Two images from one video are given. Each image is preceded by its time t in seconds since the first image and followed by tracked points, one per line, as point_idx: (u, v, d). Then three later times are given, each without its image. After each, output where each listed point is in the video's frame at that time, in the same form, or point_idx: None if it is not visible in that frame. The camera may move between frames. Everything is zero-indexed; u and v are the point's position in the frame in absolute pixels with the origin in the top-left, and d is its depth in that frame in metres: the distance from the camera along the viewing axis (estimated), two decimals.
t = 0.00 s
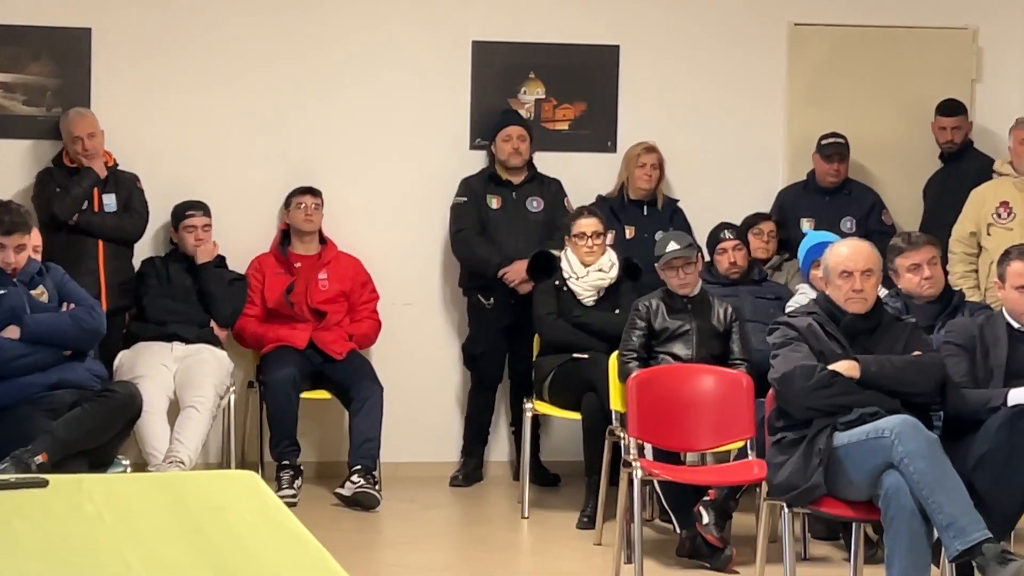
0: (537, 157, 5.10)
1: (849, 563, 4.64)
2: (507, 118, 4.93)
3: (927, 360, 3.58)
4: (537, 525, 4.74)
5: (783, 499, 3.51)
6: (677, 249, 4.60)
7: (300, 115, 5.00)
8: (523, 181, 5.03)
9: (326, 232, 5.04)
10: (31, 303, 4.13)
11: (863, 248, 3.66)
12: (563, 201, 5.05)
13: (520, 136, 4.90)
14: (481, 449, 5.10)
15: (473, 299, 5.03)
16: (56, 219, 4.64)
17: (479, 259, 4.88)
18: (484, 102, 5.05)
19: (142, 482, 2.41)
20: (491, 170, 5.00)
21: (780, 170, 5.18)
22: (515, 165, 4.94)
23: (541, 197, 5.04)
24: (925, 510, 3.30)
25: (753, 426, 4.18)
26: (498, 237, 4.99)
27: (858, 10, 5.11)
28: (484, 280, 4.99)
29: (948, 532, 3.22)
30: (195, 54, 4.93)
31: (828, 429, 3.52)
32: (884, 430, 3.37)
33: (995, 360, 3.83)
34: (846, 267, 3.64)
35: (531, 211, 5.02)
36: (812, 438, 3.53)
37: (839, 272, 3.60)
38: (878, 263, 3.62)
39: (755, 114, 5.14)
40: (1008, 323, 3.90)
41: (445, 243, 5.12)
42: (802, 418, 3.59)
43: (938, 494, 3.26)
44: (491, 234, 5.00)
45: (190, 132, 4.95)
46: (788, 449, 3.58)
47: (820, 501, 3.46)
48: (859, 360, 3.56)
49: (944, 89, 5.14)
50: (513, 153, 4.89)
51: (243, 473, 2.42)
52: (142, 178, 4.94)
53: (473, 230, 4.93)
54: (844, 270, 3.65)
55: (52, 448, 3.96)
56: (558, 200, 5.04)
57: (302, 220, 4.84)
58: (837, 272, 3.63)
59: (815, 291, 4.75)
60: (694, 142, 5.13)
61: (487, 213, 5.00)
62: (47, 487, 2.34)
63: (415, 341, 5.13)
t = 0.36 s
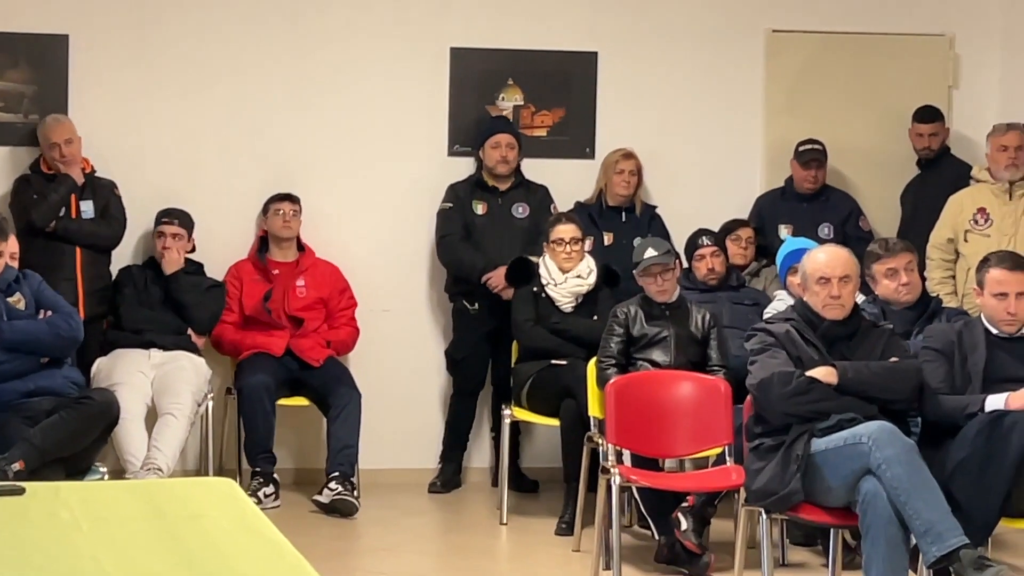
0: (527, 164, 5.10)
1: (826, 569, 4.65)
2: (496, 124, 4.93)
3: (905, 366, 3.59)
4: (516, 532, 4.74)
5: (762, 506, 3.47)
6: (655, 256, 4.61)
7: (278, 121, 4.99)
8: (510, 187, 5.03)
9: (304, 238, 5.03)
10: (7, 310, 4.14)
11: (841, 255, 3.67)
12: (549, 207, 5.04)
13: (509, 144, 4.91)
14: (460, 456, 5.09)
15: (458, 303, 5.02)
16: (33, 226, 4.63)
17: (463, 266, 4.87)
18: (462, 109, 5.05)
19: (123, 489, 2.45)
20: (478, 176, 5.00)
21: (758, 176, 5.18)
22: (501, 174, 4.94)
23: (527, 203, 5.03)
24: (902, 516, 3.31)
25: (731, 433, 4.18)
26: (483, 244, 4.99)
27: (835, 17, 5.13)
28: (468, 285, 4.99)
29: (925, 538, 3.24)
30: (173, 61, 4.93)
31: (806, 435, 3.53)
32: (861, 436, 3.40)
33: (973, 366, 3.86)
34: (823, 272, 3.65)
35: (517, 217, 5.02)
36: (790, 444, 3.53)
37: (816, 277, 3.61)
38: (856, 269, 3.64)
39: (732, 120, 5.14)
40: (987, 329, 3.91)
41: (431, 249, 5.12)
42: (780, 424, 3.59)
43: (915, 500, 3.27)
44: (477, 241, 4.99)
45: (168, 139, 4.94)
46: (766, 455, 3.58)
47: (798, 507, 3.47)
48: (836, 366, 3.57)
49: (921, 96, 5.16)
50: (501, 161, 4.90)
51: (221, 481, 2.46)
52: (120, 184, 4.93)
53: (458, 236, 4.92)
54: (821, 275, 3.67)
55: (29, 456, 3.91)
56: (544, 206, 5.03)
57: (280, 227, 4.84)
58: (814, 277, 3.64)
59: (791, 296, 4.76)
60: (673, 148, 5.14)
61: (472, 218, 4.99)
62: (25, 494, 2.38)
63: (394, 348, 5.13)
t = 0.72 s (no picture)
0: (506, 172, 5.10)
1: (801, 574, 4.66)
2: (478, 131, 4.92)
3: (879, 372, 3.63)
4: (493, 538, 4.74)
5: (738, 511, 3.53)
6: (633, 262, 4.63)
7: (254, 128, 4.99)
8: (489, 195, 5.02)
9: (280, 245, 5.03)
10: None
11: (816, 260, 3.70)
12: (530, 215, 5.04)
13: (492, 151, 4.89)
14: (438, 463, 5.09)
15: (435, 309, 5.02)
16: (8, 233, 4.62)
17: (441, 271, 4.89)
18: (439, 115, 5.05)
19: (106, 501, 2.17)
20: (458, 182, 5.01)
21: (735, 182, 5.19)
22: (484, 180, 4.94)
23: (507, 211, 5.03)
24: (878, 520, 3.34)
25: (707, 439, 4.22)
26: (462, 251, 5.00)
27: (811, 23, 5.14)
28: (446, 291, 4.99)
29: (901, 543, 3.28)
30: (149, 67, 4.92)
31: (782, 442, 3.54)
32: (836, 442, 3.41)
33: (948, 372, 3.88)
34: (798, 278, 3.68)
35: (496, 224, 5.02)
36: (766, 451, 3.55)
37: (792, 283, 3.65)
38: (831, 274, 3.67)
39: (708, 126, 5.15)
40: (962, 335, 3.93)
41: (410, 259, 5.13)
42: (755, 430, 3.63)
43: (890, 505, 3.31)
44: (455, 247, 5.00)
45: (145, 145, 4.93)
46: (742, 461, 3.62)
47: (774, 513, 3.50)
48: (811, 372, 3.60)
49: (897, 102, 5.18)
50: (483, 169, 4.89)
51: (199, 487, 2.23)
52: (96, 191, 4.92)
53: (437, 243, 4.94)
54: (796, 281, 3.70)
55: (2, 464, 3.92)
56: (524, 214, 5.03)
57: (257, 233, 4.84)
58: (790, 283, 3.68)
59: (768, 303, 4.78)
60: (649, 154, 5.14)
61: (451, 224, 5.00)
62: None
63: (372, 354, 5.12)
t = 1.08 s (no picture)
0: (466, 176, 5.10)
1: None
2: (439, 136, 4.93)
3: (855, 376, 3.65)
4: (468, 545, 4.73)
5: (713, 517, 3.57)
6: (609, 267, 4.64)
7: (230, 134, 4.98)
8: (450, 201, 5.03)
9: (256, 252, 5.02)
10: None
11: (790, 266, 3.72)
12: (489, 220, 5.06)
13: (453, 157, 4.91)
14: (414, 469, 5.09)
15: (398, 319, 5.01)
16: None
17: (407, 276, 4.87)
18: (414, 121, 5.05)
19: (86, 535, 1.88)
20: (418, 187, 5.01)
21: (710, 188, 5.20)
22: (444, 185, 4.94)
23: (468, 217, 5.04)
24: (852, 526, 3.36)
25: (683, 445, 4.21)
26: (424, 253, 4.99)
27: (786, 29, 5.15)
28: (410, 299, 5.00)
29: (876, 549, 3.27)
30: (124, 73, 4.91)
31: (756, 447, 3.58)
32: (812, 447, 3.45)
33: (922, 378, 3.89)
34: (773, 284, 3.71)
35: (459, 230, 5.02)
36: (741, 457, 3.59)
37: (766, 289, 3.68)
38: (805, 280, 3.70)
39: (684, 132, 5.16)
40: (936, 341, 3.93)
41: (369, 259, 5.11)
42: (730, 436, 3.65)
43: (864, 510, 3.32)
44: (418, 252, 4.99)
45: (120, 152, 4.93)
46: (717, 467, 3.64)
47: (748, 519, 3.54)
48: (786, 377, 3.62)
49: (872, 108, 5.20)
50: (445, 174, 4.90)
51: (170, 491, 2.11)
52: (71, 197, 4.91)
53: (401, 248, 4.93)
54: (771, 287, 3.73)
55: None
56: (485, 219, 5.05)
57: (231, 240, 4.83)
58: (764, 289, 3.71)
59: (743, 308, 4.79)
60: (625, 159, 5.15)
61: (414, 230, 4.99)
62: None
63: (347, 360, 5.12)
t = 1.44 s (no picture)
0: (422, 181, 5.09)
1: None
2: (394, 142, 4.91)
3: (827, 382, 3.67)
4: (442, 551, 4.73)
5: (687, 522, 3.60)
6: (582, 273, 4.64)
7: (204, 139, 4.98)
8: (409, 207, 5.01)
9: (230, 258, 5.02)
10: None
11: (764, 271, 3.73)
12: (449, 226, 5.06)
13: (412, 163, 4.89)
14: (390, 475, 5.09)
15: (366, 327, 5.00)
16: None
17: (373, 289, 4.87)
18: (388, 127, 5.05)
19: (81, 566, 1.50)
20: (377, 195, 4.98)
21: (684, 194, 5.21)
22: (403, 191, 4.92)
23: (429, 223, 5.03)
24: (824, 531, 3.41)
25: (656, 450, 4.23)
26: (387, 261, 4.98)
27: (760, 34, 5.17)
28: (378, 308, 4.97)
29: (849, 554, 3.32)
30: (98, 78, 4.91)
31: (730, 452, 3.60)
32: (785, 453, 3.48)
33: (896, 384, 3.90)
34: (745, 290, 3.71)
35: (420, 236, 5.01)
36: (715, 462, 3.61)
37: (739, 296, 3.67)
38: (778, 286, 3.69)
39: (657, 138, 5.18)
40: (909, 347, 3.94)
41: (331, 268, 5.11)
42: (705, 441, 3.66)
43: (837, 516, 3.37)
44: (382, 261, 4.98)
45: (92, 157, 4.92)
46: (691, 472, 3.67)
47: (722, 524, 3.57)
48: (760, 383, 3.63)
49: (845, 114, 5.24)
50: (405, 181, 4.88)
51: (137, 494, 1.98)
52: (43, 203, 4.90)
53: (364, 259, 4.91)
54: (743, 293, 3.72)
55: None
56: (445, 225, 5.04)
57: (206, 246, 4.83)
58: (737, 296, 3.70)
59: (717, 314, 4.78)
60: (599, 165, 5.16)
61: (377, 239, 4.97)
62: None
63: (322, 366, 5.12)
